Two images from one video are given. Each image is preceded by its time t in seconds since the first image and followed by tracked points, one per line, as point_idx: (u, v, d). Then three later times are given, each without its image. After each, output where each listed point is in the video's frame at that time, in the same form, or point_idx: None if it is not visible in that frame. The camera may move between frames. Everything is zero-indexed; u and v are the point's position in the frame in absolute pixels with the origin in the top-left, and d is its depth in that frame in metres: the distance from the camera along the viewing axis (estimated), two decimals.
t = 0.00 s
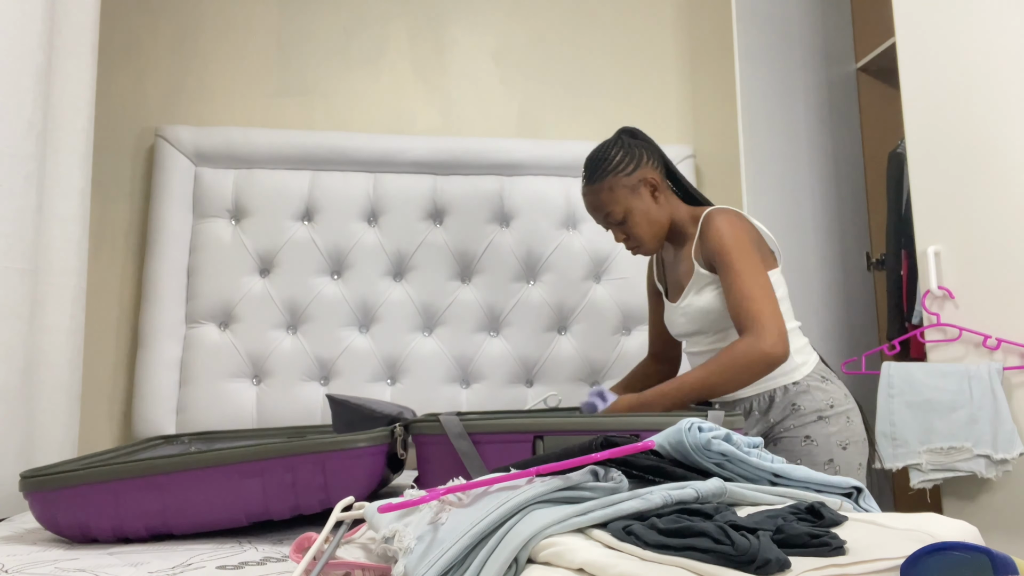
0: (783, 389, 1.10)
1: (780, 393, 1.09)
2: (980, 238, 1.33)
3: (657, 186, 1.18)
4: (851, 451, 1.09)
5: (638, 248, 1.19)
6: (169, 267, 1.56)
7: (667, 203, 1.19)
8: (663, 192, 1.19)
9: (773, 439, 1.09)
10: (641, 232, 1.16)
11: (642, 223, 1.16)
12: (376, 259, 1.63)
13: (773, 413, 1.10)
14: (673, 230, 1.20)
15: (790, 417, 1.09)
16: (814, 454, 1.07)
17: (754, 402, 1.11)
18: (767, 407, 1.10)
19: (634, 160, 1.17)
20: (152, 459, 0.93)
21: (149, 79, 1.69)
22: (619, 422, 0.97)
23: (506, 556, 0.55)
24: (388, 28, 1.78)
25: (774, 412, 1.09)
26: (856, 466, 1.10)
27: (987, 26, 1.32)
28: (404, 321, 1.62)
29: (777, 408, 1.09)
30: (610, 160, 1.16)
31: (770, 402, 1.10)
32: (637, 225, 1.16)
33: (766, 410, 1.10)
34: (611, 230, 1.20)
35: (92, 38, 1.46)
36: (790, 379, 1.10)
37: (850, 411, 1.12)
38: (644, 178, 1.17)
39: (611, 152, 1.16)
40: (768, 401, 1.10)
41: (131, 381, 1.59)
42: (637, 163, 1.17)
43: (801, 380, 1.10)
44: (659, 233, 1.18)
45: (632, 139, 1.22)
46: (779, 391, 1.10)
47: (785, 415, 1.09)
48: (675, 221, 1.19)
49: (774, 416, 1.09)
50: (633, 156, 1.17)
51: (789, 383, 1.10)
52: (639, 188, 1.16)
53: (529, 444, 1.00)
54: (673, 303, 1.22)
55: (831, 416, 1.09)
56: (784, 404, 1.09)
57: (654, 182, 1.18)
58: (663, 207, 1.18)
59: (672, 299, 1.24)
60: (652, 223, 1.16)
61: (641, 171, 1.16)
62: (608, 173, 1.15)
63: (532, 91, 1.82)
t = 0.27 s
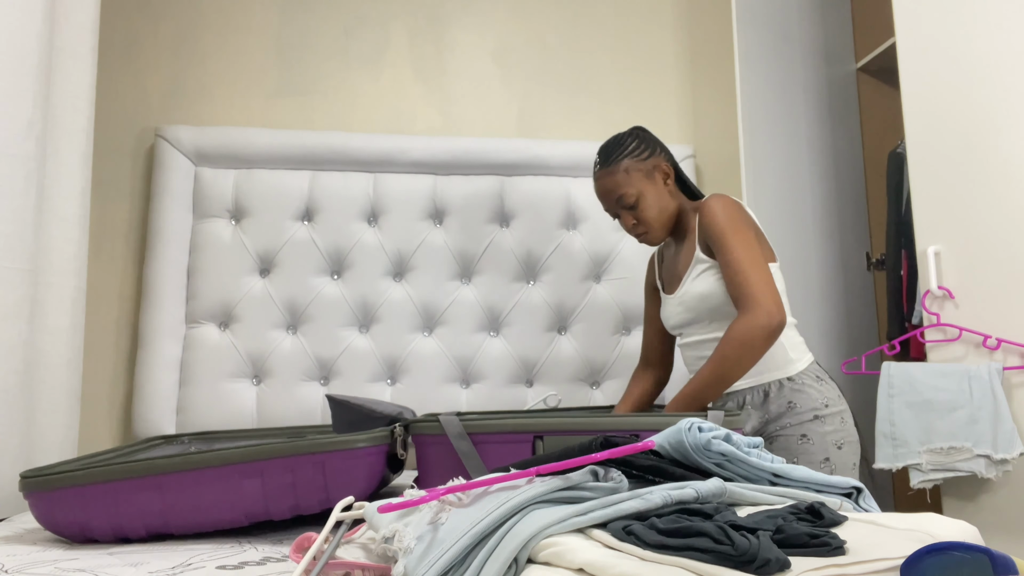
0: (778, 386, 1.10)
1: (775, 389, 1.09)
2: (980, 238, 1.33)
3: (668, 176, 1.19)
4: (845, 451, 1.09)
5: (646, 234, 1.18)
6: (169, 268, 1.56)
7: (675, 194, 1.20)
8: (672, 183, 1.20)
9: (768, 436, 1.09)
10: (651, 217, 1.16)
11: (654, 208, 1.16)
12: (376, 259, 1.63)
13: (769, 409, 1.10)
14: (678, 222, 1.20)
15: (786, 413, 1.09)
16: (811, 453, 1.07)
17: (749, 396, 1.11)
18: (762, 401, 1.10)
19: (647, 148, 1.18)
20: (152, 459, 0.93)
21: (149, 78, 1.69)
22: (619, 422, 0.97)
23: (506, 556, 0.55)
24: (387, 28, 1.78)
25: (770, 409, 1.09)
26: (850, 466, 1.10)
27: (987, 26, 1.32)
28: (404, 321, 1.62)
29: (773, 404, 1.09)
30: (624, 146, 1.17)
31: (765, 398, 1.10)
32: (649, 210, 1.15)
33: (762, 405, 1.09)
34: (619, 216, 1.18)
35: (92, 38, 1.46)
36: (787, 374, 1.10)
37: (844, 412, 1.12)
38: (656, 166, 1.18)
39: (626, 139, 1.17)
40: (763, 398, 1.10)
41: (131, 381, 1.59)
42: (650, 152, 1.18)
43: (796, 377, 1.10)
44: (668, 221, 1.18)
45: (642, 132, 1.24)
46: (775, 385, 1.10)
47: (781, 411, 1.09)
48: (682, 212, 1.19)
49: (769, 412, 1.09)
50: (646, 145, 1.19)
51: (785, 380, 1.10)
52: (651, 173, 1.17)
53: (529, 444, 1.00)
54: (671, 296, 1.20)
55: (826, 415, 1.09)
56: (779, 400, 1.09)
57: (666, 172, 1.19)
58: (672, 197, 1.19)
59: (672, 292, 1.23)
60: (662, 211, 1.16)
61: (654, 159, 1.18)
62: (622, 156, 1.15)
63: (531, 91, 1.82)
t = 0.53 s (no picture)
0: (772, 386, 1.10)
1: (768, 390, 1.10)
2: (980, 238, 1.33)
3: (658, 179, 1.19)
4: (838, 450, 1.09)
5: (637, 237, 1.18)
6: (169, 268, 1.56)
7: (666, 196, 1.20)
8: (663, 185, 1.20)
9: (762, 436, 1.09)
10: (643, 220, 1.16)
11: (645, 212, 1.16)
12: (376, 259, 1.63)
13: (762, 410, 1.10)
14: (669, 224, 1.21)
15: (779, 414, 1.09)
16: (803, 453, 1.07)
17: (743, 399, 1.11)
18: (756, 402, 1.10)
19: (637, 151, 1.18)
20: (152, 459, 0.93)
21: (149, 79, 1.69)
22: (619, 422, 0.97)
23: (506, 556, 0.55)
24: (387, 28, 1.78)
25: (763, 410, 1.09)
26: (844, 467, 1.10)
27: (987, 26, 1.32)
28: (404, 321, 1.62)
29: (766, 405, 1.10)
30: (614, 149, 1.16)
31: (759, 399, 1.10)
32: (640, 214, 1.16)
33: (756, 407, 1.10)
34: (610, 219, 1.18)
35: (92, 38, 1.46)
36: (780, 375, 1.10)
37: (839, 412, 1.12)
38: (646, 169, 1.18)
39: (616, 141, 1.17)
40: (757, 399, 1.10)
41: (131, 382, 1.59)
42: (640, 154, 1.18)
43: (789, 378, 1.10)
44: (659, 223, 1.18)
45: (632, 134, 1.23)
46: (768, 386, 1.10)
47: (774, 412, 1.09)
48: (673, 214, 1.20)
49: (763, 413, 1.10)
50: (636, 147, 1.18)
51: (779, 381, 1.10)
52: (642, 175, 1.17)
53: (529, 444, 1.00)
54: (664, 299, 1.21)
55: (819, 415, 1.09)
56: (773, 401, 1.10)
57: (656, 175, 1.19)
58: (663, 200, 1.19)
59: (664, 295, 1.23)
60: (653, 214, 1.17)
61: (645, 161, 1.18)
62: (613, 159, 1.15)
63: (532, 91, 1.82)
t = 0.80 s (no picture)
0: (771, 390, 1.09)
1: (768, 393, 1.09)
2: (981, 238, 1.33)
3: (640, 182, 1.19)
4: (839, 452, 1.09)
5: (625, 244, 1.18)
6: (169, 268, 1.56)
7: (649, 198, 1.20)
8: (646, 187, 1.20)
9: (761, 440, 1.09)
10: (628, 226, 1.16)
11: (629, 217, 1.16)
12: (376, 259, 1.63)
13: (761, 413, 1.09)
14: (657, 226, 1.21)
15: (779, 417, 1.09)
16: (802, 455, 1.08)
17: (742, 403, 1.10)
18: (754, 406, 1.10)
19: (617, 156, 1.18)
20: (153, 459, 0.93)
21: (149, 79, 1.69)
22: (619, 422, 0.97)
23: (506, 556, 0.55)
24: (388, 29, 1.78)
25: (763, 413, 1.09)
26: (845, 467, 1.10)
27: (987, 26, 1.32)
28: (404, 321, 1.62)
29: (765, 408, 1.09)
30: (593, 156, 1.16)
31: (758, 403, 1.10)
32: (625, 220, 1.16)
33: (754, 411, 1.09)
34: (596, 228, 1.19)
35: (93, 38, 1.46)
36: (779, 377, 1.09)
37: (841, 412, 1.11)
38: (628, 173, 1.17)
39: (595, 148, 1.17)
40: (757, 402, 1.10)
41: (131, 381, 1.59)
42: (621, 159, 1.18)
43: (788, 380, 1.09)
44: (645, 228, 1.18)
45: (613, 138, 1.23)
46: (768, 389, 1.09)
47: (774, 415, 1.09)
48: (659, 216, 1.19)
49: (762, 416, 1.09)
50: (616, 152, 1.18)
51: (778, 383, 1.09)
52: (623, 181, 1.17)
53: (529, 445, 1.00)
54: (657, 303, 1.21)
55: (820, 417, 1.09)
56: (772, 404, 1.09)
57: (638, 178, 1.19)
58: (647, 202, 1.19)
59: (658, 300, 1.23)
60: (638, 218, 1.17)
61: (626, 166, 1.17)
62: (593, 167, 1.15)
63: (532, 92, 1.82)
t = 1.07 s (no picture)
0: (783, 401, 1.10)
1: (779, 406, 1.09)
2: (980, 238, 1.33)
3: (614, 193, 1.16)
4: (851, 464, 1.08)
5: (605, 261, 1.18)
6: (169, 267, 1.56)
7: (627, 209, 1.17)
8: (623, 197, 1.17)
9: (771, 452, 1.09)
10: (606, 244, 1.15)
11: (605, 234, 1.15)
12: (375, 259, 1.63)
13: (771, 426, 1.10)
14: (641, 236, 1.18)
15: (790, 431, 1.08)
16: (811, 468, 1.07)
17: (753, 415, 1.11)
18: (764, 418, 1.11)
19: (588, 171, 1.15)
20: (152, 459, 0.93)
21: (148, 79, 1.69)
22: (619, 422, 0.97)
23: (506, 556, 0.55)
24: (387, 28, 1.78)
25: (772, 425, 1.09)
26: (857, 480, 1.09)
27: (987, 26, 1.32)
28: (404, 321, 1.62)
29: (777, 420, 1.09)
30: (562, 176, 1.15)
31: (769, 416, 1.10)
32: (602, 238, 1.15)
33: (764, 424, 1.10)
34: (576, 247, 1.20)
35: (92, 37, 1.46)
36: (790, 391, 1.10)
37: (856, 421, 1.10)
38: (599, 188, 1.15)
39: (562, 167, 1.15)
40: (767, 415, 1.10)
41: (131, 381, 1.59)
42: (592, 173, 1.16)
43: (800, 391, 1.10)
44: (625, 242, 1.16)
45: (587, 149, 1.20)
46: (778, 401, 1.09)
47: (785, 428, 1.09)
48: (643, 226, 1.17)
49: (773, 429, 1.09)
50: (587, 166, 1.16)
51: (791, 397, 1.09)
52: (597, 196, 1.15)
53: (529, 445, 1.00)
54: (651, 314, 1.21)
55: (831, 428, 1.08)
56: (782, 416, 1.09)
57: (611, 190, 1.16)
58: (626, 214, 1.16)
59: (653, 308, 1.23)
60: (616, 233, 1.15)
61: (597, 180, 1.15)
62: (563, 188, 1.14)
63: (531, 91, 1.82)
